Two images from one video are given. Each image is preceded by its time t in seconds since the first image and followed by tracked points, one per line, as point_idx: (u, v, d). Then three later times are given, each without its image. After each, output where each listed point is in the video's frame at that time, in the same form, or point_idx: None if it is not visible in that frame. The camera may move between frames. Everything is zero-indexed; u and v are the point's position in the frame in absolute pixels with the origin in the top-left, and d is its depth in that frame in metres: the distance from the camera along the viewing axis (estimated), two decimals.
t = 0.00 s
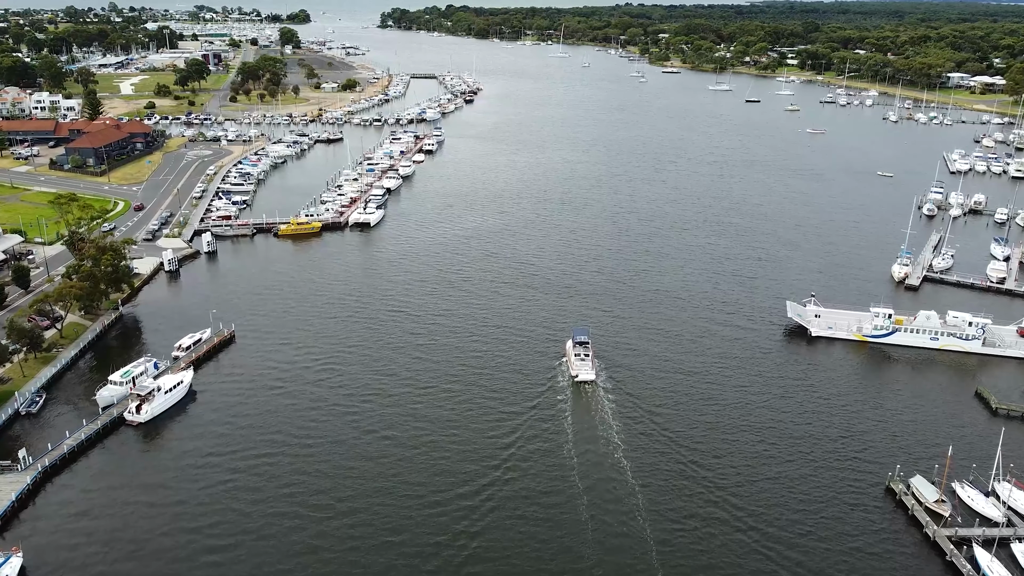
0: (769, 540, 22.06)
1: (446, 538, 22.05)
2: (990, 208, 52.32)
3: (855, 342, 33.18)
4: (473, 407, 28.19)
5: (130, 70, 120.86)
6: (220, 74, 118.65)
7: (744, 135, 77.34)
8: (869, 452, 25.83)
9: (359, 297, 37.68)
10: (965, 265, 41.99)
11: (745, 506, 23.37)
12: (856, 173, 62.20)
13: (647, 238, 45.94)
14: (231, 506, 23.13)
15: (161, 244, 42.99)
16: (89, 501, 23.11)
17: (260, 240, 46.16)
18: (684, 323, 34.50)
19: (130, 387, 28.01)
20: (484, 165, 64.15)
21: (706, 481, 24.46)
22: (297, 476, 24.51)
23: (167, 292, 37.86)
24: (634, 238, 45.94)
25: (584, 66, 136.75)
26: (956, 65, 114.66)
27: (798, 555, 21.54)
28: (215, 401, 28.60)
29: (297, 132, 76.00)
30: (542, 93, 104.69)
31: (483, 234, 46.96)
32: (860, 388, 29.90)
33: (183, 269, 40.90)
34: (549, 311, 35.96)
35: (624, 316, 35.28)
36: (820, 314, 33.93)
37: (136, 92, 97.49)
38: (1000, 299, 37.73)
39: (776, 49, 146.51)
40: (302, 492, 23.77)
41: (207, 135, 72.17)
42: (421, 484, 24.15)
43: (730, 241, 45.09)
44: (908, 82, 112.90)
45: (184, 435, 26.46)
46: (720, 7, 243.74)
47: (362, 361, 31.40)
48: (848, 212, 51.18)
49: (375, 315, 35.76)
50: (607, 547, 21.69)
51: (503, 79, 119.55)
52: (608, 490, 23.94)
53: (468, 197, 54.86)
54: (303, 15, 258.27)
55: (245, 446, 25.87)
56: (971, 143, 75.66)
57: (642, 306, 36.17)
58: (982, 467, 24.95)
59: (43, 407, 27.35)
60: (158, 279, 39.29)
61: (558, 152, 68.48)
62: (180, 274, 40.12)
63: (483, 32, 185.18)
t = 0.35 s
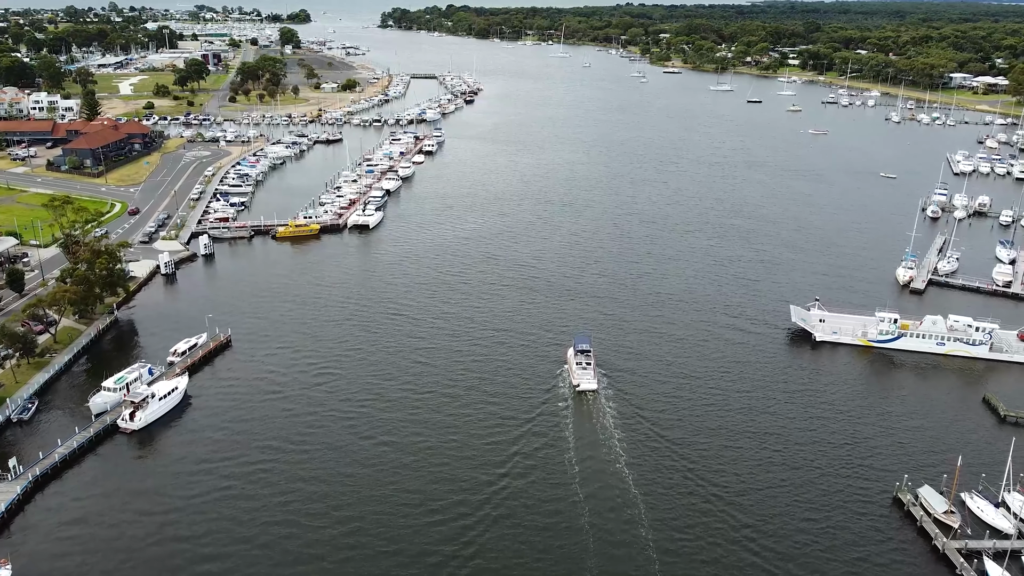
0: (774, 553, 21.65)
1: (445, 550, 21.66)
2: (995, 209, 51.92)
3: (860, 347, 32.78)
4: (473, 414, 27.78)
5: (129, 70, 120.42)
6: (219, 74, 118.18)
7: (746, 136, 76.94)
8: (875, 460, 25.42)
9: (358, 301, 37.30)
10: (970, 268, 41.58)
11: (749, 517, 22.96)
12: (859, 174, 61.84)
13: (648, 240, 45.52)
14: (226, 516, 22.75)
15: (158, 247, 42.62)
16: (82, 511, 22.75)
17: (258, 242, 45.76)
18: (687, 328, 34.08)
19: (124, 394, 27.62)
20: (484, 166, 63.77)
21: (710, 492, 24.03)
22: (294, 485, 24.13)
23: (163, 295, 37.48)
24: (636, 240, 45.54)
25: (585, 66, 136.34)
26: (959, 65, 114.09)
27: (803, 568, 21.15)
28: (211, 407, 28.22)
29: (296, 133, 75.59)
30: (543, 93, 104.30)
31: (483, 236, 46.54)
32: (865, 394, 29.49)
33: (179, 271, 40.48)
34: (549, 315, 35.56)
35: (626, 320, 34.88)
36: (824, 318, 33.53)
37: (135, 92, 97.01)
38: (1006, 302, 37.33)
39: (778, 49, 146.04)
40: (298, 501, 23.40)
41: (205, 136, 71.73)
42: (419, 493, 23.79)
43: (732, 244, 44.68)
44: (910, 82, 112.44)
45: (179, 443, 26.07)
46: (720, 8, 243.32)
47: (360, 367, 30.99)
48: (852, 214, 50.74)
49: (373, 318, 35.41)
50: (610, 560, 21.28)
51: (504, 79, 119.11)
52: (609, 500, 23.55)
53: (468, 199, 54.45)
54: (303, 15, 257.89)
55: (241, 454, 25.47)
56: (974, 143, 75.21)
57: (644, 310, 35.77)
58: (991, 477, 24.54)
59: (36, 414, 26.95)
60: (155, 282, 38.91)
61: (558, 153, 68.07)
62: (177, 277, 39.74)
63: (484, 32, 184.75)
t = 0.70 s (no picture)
0: (780, 566, 21.16)
1: (444, 562, 21.18)
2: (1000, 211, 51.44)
3: (865, 353, 32.30)
4: (472, 422, 27.26)
5: (128, 70, 119.94)
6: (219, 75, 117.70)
7: (748, 137, 76.50)
8: (882, 470, 24.94)
9: (357, 305, 36.83)
10: (976, 271, 41.10)
11: (755, 530, 22.44)
12: (862, 176, 61.38)
13: (650, 243, 45.04)
14: (220, 527, 22.29)
15: (155, 251, 42.14)
16: (72, 523, 22.27)
17: (256, 245, 45.30)
18: (689, 334, 33.61)
19: (117, 401, 27.16)
20: (484, 167, 63.32)
21: (714, 503, 23.51)
22: (290, 494, 23.67)
23: (159, 299, 37.03)
24: (637, 243, 45.06)
25: (586, 66, 135.88)
26: (961, 65, 113.44)
27: None
28: (206, 414, 27.75)
29: (295, 133, 75.11)
30: (544, 94, 103.80)
31: (483, 239, 46.06)
32: (872, 401, 29.00)
33: (176, 275, 40.07)
34: (550, 320, 35.10)
35: (628, 325, 34.41)
36: (830, 324, 32.77)
37: (134, 92, 96.44)
38: (1013, 307, 36.85)
39: (779, 49, 145.53)
40: (294, 511, 22.92)
41: (204, 137, 71.20)
42: (418, 503, 23.30)
43: (735, 247, 44.18)
44: (912, 83, 111.88)
45: (173, 451, 25.62)
46: (721, 8, 242.83)
47: (358, 372, 30.53)
48: (857, 217, 50.22)
49: (372, 322, 34.92)
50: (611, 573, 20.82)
51: (504, 80, 118.62)
52: (611, 512, 23.03)
53: (468, 201, 53.99)
54: (304, 15, 257.57)
55: (236, 463, 24.98)
56: (978, 144, 74.68)
57: (646, 315, 35.28)
58: (1001, 488, 24.07)
59: (28, 422, 26.46)
60: (151, 286, 38.45)
61: (559, 154, 67.61)
62: (173, 281, 39.32)
63: (484, 31, 184.29)
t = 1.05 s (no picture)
0: None
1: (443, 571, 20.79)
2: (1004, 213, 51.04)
3: (870, 357, 31.94)
4: (472, 428, 26.86)
5: (127, 70, 119.56)
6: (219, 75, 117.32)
7: (749, 138, 76.11)
8: (888, 477, 24.54)
9: (355, 308, 36.42)
10: (981, 274, 40.71)
11: (760, 539, 22.01)
12: (865, 177, 60.97)
13: (652, 245, 44.63)
14: (214, 535, 21.91)
15: (152, 253, 41.77)
16: (64, 532, 21.91)
17: (254, 247, 44.92)
18: (692, 337, 33.25)
19: (111, 407, 26.79)
20: (485, 168, 62.86)
21: (718, 512, 23.08)
22: (286, 501, 23.28)
23: (156, 303, 36.65)
24: (639, 245, 44.66)
25: (586, 66, 135.45)
26: (964, 65, 112.90)
27: None
28: (202, 420, 27.33)
29: (294, 134, 74.76)
30: (545, 94, 103.41)
31: (483, 241, 45.66)
32: (877, 406, 28.60)
33: (173, 277, 39.71)
34: (551, 323, 34.74)
35: (630, 329, 34.04)
36: (834, 329, 32.64)
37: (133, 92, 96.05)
38: (1019, 310, 36.45)
39: (781, 49, 145.07)
40: (290, 519, 22.50)
41: (202, 138, 70.82)
42: (416, 511, 22.87)
43: (737, 249, 43.81)
44: (914, 83, 111.39)
45: (169, 458, 25.25)
46: (721, 9, 242.38)
47: (356, 376, 30.14)
48: (860, 219, 49.83)
49: (371, 326, 34.48)
50: None
51: (504, 80, 118.21)
52: (613, 521, 22.61)
53: (468, 202, 53.61)
54: (304, 15, 257.13)
55: (232, 469, 24.60)
56: (981, 145, 74.23)
57: (648, 319, 34.92)
58: (1009, 496, 23.67)
59: (22, 427, 26.11)
60: (148, 289, 38.08)
61: (559, 155, 67.23)
62: (170, 283, 38.95)
63: (485, 31, 183.89)
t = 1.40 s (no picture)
0: None
1: None
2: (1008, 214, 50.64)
3: (874, 362, 31.56)
4: (472, 434, 26.42)
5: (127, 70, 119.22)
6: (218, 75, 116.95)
7: (751, 138, 75.74)
8: (894, 486, 24.12)
9: (354, 311, 36.00)
10: (987, 277, 40.29)
11: (765, 550, 21.58)
12: (868, 178, 60.60)
13: (653, 247, 44.25)
14: (209, 543, 21.53)
15: (149, 255, 41.37)
16: (56, 540, 21.55)
17: (253, 249, 44.55)
18: (694, 341, 32.84)
19: (106, 413, 26.41)
20: (485, 170, 62.45)
21: (722, 521, 22.63)
22: (282, 508, 22.89)
23: (153, 306, 36.25)
24: (640, 247, 44.29)
25: (586, 66, 135.09)
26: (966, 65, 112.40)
27: None
28: (198, 426, 26.95)
29: (294, 135, 74.42)
30: (545, 95, 103.07)
31: (483, 243, 45.29)
32: (883, 413, 28.16)
33: (170, 280, 39.31)
34: (552, 326, 34.34)
35: (632, 332, 33.68)
36: (838, 332, 32.23)
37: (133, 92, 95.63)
38: None
39: (782, 49, 144.64)
40: (287, 528, 22.07)
41: (201, 139, 70.48)
42: (415, 520, 22.44)
43: (739, 251, 43.43)
44: (916, 83, 110.95)
45: (164, 464, 24.87)
46: (722, 10, 241.98)
47: (355, 380, 29.73)
48: (863, 220, 49.44)
49: (369, 330, 34.05)
50: None
51: (505, 80, 117.84)
52: (615, 531, 22.16)
53: (468, 204, 53.24)
54: (304, 16, 256.93)
55: (228, 476, 24.20)
56: (984, 146, 73.77)
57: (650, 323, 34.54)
58: (1018, 505, 23.27)
59: (15, 434, 25.72)
60: (145, 292, 37.69)
61: (560, 156, 66.87)
62: (167, 286, 38.56)
63: (485, 31, 183.54)
